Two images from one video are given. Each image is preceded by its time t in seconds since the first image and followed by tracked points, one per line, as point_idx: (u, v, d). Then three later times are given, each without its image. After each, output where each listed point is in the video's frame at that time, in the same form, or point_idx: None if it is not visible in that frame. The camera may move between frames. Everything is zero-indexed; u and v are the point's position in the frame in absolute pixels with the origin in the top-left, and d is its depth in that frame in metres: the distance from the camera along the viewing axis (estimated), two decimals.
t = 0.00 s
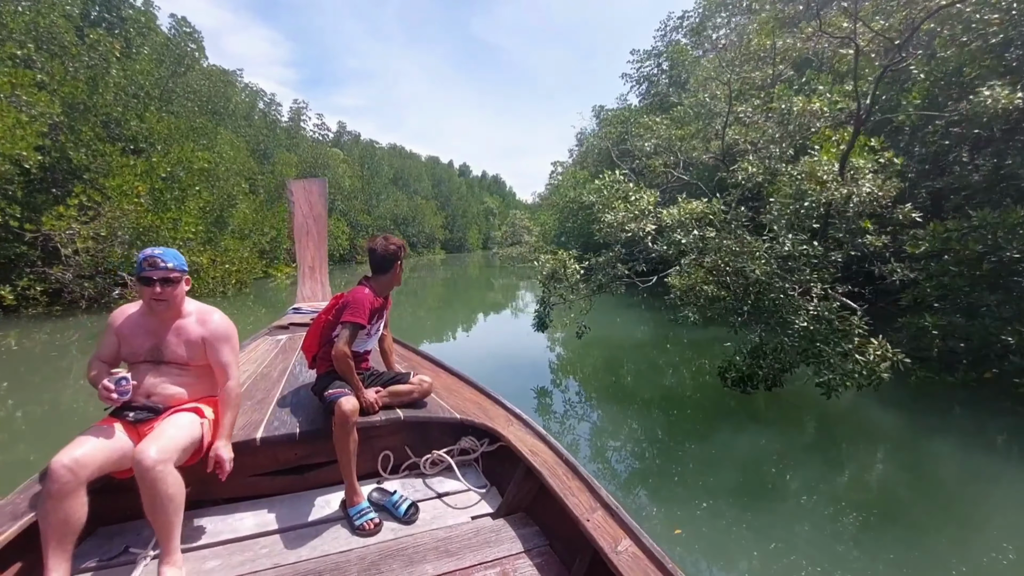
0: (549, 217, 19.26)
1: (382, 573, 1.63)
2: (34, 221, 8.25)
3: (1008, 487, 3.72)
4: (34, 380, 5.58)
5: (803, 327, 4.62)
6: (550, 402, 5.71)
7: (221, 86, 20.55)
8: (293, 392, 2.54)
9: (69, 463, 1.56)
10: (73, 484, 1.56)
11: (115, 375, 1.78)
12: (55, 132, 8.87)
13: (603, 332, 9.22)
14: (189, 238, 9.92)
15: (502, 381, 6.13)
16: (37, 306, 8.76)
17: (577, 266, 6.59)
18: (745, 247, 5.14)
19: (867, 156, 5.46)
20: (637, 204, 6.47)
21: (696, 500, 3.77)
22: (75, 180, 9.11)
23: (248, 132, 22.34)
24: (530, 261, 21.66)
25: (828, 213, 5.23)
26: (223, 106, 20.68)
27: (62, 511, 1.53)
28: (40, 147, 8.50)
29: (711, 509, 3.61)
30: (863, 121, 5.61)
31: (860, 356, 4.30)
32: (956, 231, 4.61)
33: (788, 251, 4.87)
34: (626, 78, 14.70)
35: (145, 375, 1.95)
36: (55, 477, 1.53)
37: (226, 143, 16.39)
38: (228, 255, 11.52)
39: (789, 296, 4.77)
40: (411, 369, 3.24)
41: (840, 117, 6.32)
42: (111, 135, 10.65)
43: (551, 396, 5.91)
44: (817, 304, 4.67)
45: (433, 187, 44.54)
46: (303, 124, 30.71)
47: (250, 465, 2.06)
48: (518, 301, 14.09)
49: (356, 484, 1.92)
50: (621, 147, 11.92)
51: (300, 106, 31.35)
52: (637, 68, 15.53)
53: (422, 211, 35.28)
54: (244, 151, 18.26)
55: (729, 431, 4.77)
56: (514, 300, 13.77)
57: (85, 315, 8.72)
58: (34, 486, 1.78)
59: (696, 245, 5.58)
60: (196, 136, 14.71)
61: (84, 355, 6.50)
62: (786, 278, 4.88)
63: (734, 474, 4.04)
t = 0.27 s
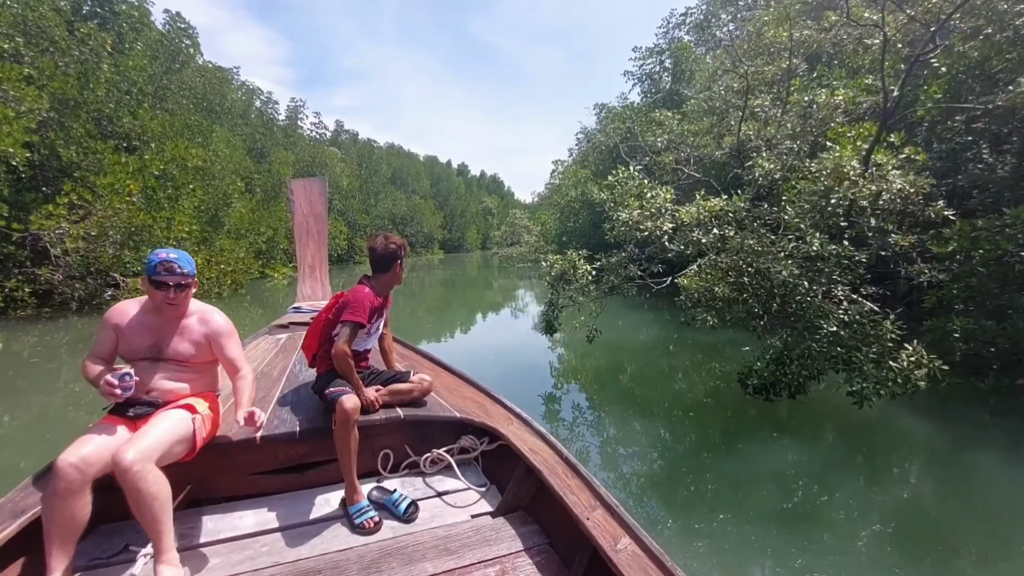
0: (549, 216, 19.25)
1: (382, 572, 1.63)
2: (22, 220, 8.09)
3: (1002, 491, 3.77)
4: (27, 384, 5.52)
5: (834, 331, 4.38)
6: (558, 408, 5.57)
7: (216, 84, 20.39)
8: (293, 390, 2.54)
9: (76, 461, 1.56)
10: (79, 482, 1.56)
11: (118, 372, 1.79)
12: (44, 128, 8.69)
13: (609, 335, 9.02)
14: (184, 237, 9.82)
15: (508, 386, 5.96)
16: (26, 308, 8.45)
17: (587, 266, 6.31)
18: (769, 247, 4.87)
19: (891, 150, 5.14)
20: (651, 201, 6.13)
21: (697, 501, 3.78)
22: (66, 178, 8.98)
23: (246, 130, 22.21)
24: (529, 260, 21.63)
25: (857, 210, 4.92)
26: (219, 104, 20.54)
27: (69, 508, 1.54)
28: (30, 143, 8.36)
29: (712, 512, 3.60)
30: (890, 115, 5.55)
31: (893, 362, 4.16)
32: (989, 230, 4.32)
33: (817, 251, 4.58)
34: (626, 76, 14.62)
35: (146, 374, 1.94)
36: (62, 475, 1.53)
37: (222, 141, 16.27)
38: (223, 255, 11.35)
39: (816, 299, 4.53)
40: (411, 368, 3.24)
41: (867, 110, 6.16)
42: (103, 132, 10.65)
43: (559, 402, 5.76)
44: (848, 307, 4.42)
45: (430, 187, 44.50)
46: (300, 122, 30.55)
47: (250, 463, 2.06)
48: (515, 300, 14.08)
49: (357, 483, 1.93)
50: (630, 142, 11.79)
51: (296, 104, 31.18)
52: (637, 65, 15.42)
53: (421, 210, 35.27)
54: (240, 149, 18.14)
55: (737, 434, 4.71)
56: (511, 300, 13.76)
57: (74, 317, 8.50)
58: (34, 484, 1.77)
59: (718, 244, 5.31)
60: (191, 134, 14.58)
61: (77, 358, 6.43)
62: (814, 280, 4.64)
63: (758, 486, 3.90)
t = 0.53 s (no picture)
0: (550, 216, 19.19)
1: (381, 572, 1.63)
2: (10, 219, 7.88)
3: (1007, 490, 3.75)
4: (16, 388, 5.43)
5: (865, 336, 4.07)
6: (567, 415, 5.40)
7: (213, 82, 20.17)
8: (292, 390, 2.54)
9: (73, 460, 1.56)
10: (75, 481, 1.56)
11: (119, 369, 1.79)
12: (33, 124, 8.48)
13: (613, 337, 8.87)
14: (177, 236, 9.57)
15: (515, 391, 5.78)
16: (14, 310, 8.24)
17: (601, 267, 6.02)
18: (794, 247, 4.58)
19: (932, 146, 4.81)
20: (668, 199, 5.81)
21: (702, 505, 3.73)
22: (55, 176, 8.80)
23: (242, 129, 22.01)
24: (528, 259, 21.59)
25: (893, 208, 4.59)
26: (215, 101, 20.30)
27: (64, 507, 1.54)
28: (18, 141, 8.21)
29: (713, 517, 3.56)
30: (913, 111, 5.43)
31: (931, 369, 3.83)
32: None
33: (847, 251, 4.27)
34: (627, 74, 14.53)
35: (145, 373, 1.94)
36: (58, 474, 1.53)
37: (218, 139, 16.11)
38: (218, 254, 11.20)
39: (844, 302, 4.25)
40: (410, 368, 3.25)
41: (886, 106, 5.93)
42: (95, 130, 10.09)
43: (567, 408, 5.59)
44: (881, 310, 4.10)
45: (429, 186, 44.45)
46: (297, 121, 30.36)
47: (249, 463, 2.06)
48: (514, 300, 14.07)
49: (356, 482, 1.93)
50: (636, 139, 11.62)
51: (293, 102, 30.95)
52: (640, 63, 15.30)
53: (419, 210, 35.27)
54: (236, 147, 17.97)
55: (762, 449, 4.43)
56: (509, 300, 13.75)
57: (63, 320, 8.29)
58: (31, 484, 1.77)
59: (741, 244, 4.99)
60: (186, 131, 14.41)
61: (68, 361, 6.33)
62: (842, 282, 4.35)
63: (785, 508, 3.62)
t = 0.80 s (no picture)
0: (551, 216, 19.15)
1: (381, 571, 1.63)
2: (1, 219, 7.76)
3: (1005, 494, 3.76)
4: (10, 391, 5.41)
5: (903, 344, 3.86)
6: (579, 424, 5.25)
7: (209, 80, 20.02)
8: (292, 389, 2.54)
9: (73, 460, 1.56)
10: (75, 480, 1.56)
11: (122, 369, 1.79)
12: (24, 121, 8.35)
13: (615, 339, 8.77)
14: (170, 236, 9.53)
15: (519, 394, 5.70)
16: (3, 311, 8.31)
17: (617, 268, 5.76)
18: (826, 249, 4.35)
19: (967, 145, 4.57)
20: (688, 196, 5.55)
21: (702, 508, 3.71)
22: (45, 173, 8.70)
23: (239, 127, 21.89)
24: (528, 259, 21.60)
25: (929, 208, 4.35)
26: (211, 99, 20.15)
27: (64, 507, 1.54)
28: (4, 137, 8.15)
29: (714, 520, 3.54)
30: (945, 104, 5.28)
31: (976, 380, 3.64)
32: None
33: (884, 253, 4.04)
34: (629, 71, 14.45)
35: (147, 373, 1.94)
36: (59, 474, 1.53)
37: (214, 137, 16.00)
38: (214, 254, 11.15)
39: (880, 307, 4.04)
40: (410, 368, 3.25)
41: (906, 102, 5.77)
42: (86, 126, 9.86)
43: (578, 416, 5.44)
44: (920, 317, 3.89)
45: (428, 185, 44.43)
46: (294, 119, 30.23)
47: (249, 462, 2.06)
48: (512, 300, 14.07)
49: (356, 482, 1.93)
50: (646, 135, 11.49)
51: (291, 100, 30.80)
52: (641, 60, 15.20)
53: (418, 209, 35.29)
54: (232, 146, 17.89)
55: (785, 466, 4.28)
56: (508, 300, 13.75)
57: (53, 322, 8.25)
58: (32, 484, 1.77)
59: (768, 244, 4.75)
60: (180, 128, 14.29)
61: (62, 365, 6.31)
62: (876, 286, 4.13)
63: (814, 534, 3.45)
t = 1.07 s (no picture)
0: (552, 216, 19.13)
1: (382, 571, 1.63)
2: None
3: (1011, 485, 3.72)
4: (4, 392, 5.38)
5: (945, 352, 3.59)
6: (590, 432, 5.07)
7: (204, 79, 19.92)
8: (293, 389, 2.55)
9: (73, 461, 1.57)
10: (74, 482, 1.56)
11: (122, 369, 1.79)
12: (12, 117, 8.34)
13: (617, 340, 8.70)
14: (163, 236, 9.47)
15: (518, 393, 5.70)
16: None
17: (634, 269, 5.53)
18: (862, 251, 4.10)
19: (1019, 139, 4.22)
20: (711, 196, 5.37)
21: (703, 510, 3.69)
22: (33, 171, 8.61)
23: (235, 126, 21.83)
24: (527, 258, 21.64)
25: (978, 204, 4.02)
26: (205, 97, 20.13)
27: (64, 509, 1.54)
28: None
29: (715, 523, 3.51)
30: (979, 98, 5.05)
31: None
32: None
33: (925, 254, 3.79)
34: (631, 69, 14.41)
35: (148, 372, 1.95)
36: (58, 476, 1.53)
37: (210, 136, 15.91)
38: (209, 255, 11.15)
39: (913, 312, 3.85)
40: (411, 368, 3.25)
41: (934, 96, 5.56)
42: (78, 123, 9.72)
43: (591, 424, 5.25)
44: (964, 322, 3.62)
45: (426, 185, 44.46)
46: (291, 118, 30.11)
47: (249, 462, 2.06)
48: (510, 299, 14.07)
49: (356, 482, 1.93)
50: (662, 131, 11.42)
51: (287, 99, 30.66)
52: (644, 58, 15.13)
53: (417, 209, 35.36)
54: (229, 145, 17.84)
55: (814, 473, 4.03)
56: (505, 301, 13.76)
57: (39, 325, 8.17)
58: (32, 484, 1.78)
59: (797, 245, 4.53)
60: (175, 126, 14.18)
61: (57, 370, 6.28)
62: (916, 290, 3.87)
63: (846, 542, 3.21)
